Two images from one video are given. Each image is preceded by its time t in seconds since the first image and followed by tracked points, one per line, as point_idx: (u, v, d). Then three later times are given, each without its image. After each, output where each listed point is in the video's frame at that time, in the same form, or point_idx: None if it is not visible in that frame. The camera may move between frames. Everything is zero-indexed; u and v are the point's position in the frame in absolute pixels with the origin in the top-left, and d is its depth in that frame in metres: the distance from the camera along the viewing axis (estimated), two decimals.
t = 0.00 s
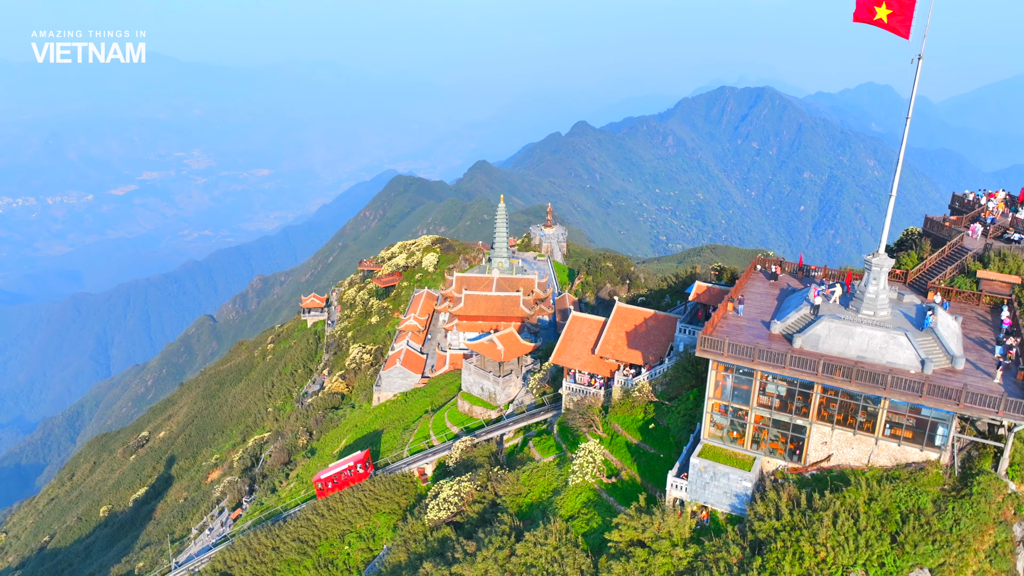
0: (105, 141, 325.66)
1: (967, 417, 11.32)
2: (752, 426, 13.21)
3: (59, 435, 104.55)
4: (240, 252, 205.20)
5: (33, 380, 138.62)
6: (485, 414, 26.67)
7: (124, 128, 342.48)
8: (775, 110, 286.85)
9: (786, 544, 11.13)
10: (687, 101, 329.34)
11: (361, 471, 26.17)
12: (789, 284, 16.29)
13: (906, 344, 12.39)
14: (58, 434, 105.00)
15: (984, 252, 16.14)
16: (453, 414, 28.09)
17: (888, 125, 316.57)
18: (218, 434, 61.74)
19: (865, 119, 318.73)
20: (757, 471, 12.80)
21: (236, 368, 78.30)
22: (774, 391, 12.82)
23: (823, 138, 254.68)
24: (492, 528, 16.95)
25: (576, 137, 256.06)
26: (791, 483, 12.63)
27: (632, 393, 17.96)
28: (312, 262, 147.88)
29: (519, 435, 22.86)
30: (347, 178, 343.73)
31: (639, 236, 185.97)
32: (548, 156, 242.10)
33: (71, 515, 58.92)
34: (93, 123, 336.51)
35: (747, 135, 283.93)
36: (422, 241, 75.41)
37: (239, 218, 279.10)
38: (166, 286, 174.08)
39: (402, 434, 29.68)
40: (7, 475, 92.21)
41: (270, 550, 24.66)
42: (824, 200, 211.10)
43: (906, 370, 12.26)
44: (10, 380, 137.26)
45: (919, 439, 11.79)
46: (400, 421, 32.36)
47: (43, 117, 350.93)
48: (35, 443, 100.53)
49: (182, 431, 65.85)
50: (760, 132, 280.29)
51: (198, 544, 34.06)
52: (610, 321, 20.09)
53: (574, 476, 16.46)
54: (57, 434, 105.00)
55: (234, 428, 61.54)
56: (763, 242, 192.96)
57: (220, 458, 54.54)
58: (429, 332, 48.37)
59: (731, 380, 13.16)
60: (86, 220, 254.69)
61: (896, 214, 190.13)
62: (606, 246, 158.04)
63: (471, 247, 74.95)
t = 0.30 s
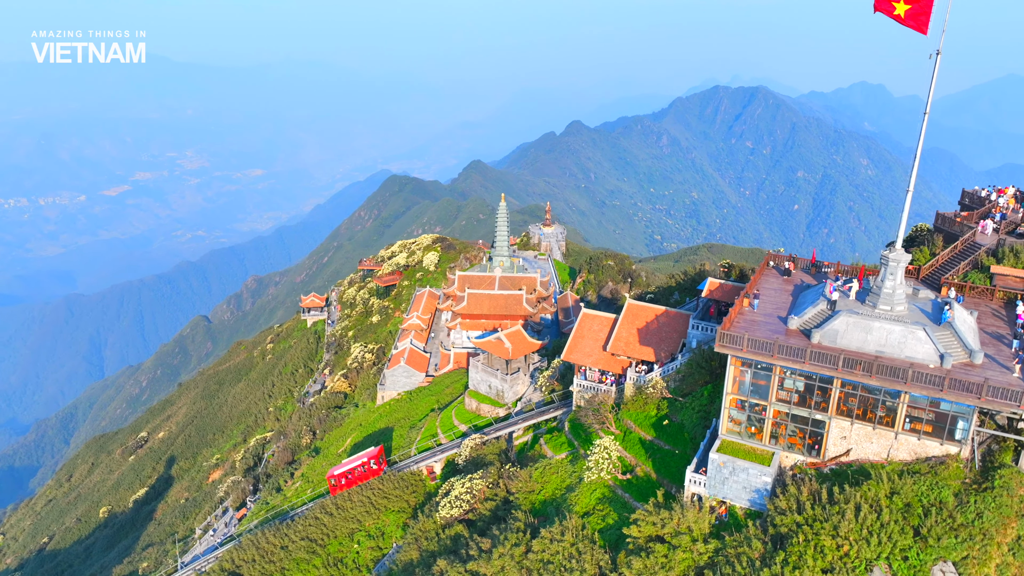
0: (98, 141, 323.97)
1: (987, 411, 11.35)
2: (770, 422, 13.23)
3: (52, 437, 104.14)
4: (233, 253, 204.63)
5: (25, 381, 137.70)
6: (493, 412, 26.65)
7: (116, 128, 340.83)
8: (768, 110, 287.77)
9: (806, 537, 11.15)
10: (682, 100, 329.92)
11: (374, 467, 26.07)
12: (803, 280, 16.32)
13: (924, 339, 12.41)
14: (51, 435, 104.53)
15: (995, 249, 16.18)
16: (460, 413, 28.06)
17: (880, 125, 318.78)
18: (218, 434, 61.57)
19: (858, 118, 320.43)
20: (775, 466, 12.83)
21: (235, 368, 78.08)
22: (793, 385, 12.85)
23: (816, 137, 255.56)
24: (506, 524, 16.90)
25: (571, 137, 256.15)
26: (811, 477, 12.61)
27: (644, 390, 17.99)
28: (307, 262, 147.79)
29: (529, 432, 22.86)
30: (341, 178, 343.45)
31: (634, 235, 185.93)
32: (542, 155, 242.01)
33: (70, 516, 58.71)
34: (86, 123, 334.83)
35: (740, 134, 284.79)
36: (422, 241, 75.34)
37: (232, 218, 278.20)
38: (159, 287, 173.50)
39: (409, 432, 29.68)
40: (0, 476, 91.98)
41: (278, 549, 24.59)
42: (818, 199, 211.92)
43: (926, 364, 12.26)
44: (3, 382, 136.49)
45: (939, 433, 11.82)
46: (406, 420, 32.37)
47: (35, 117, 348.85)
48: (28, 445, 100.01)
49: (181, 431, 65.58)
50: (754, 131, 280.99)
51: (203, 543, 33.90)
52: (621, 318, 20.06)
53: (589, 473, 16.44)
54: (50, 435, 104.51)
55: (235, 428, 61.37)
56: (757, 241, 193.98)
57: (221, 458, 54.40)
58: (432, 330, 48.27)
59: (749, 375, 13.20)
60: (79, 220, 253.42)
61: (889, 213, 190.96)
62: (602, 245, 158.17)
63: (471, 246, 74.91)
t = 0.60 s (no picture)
0: (89, 141, 322.32)
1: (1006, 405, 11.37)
2: (788, 416, 13.25)
3: (45, 439, 103.80)
4: (226, 253, 203.98)
5: (16, 382, 136.97)
6: (500, 410, 26.65)
7: (108, 129, 338.97)
8: (761, 108, 288.63)
9: (827, 530, 11.18)
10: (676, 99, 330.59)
11: (388, 463, 25.92)
12: (815, 276, 16.35)
13: (941, 334, 12.45)
14: (43, 437, 104.17)
15: (1007, 244, 16.21)
16: (467, 410, 28.05)
17: (872, 124, 320.67)
18: (218, 434, 61.34)
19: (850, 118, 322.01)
20: (793, 460, 12.86)
21: (233, 368, 77.82)
22: (811, 379, 12.87)
23: (809, 136, 256.49)
24: (519, 522, 16.88)
25: (565, 136, 256.38)
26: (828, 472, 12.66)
27: (656, 386, 18.00)
28: (300, 262, 147.63)
29: (538, 430, 22.83)
30: (334, 178, 343.12)
31: (629, 234, 186.15)
32: (536, 155, 242.02)
33: (68, 517, 58.42)
34: (77, 124, 332.90)
35: (733, 133, 285.66)
36: (422, 239, 75.21)
37: (225, 219, 277.27)
38: (151, 287, 172.87)
39: (415, 430, 29.62)
40: None
41: (286, 548, 24.51)
42: (811, 198, 212.85)
43: (944, 358, 12.31)
44: None
45: (958, 427, 11.86)
46: (412, 419, 32.31)
47: (26, 117, 346.56)
48: (20, 447, 99.71)
49: (180, 432, 65.33)
50: (747, 130, 281.81)
51: (208, 544, 33.84)
52: (632, 314, 20.05)
53: (603, 469, 16.44)
54: (43, 437, 104.16)
55: (234, 428, 61.15)
56: (750, 240, 194.81)
57: (221, 458, 54.19)
58: (434, 329, 48.22)
59: (766, 370, 13.23)
60: (70, 221, 252.08)
61: (881, 211, 191.74)
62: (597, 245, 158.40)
63: (471, 245, 74.93)
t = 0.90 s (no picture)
0: (80, 142, 320.35)
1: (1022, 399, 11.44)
2: (806, 410, 13.28)
3: (37, 441, 103.32)
4: (218, 254, 203.28)
5: (7, 383, 136.00)
6: (506, 408, 26.67)
7: (98, 129, 336.96)
8: (753, 108, 289.66)
9: (849, 524, 11.20)
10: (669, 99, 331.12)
11: (400, 458, 25.76)
12: (827, 272, 16.38)
13: (958, 328, 12.46)
14: (35, 439, 103.65)
15: (1019, 239, 16.26)
16: (473, 408, 28.03)
17: (863, 124, 323.92)
18: (217, 434, 61.05)
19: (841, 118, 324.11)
20: (811, 455, 12.88)
21: (232, 368, 77.51)
22: (826, 375, 12.95)
23: (802, 136, 257.34)
24: (532, 518, 16.80)
25: (557, 136, 256.83)
26: (847, 467, 12.68)
27: (669, 382, 17.98)
28: (295, 262, 147.39)
29: (546, 427, 22.82)
30: (327, 178, 342.50)
31: (624, 233, 186.44)
32: (529, 155, 242.01)
33: (67, 519, 58.12)
34: (67, 124, 330.75)
35: (726, 132, 286.42)
36: (422, 238, 74.99)
37: (217, 219, 276.23)
38: (144, 288, 172.20)
39: (421, 428, 29.57)
40: None
41: (294, 547, 24.46)
42: (803, 198, 213.80)
43: (961, 352, 12.33)
44: None
45: (975, 421, 11.93)
46: (418, 417, 32.32)
47: (16, 117, 343.88)
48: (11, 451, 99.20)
49: (179, 432, 65.00)
50: (740, 130, 282.78)
51: (212, 544, 33.66)
52: (642, 311, 20.10)
53: (616, 464, 16.44)
54: (35, 439, 103.63)
55: (233, 428, 60.85)
56: (743, 239, 195.86)
57: (221, 459, 53.96)
58: (436, 328, 48.19)
59: (783, 365, 13.26)
60: (61, 222, 250.73)
61: (873, 210, 192.34)
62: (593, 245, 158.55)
63: (471, 244, 74.87)
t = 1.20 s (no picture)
0: (71, 142, 318.60)
1: None
2: (823, 406, 13.29)
3: (29, 443, 102.93)
4: (211, 254, 202.53)
5: None
6: (514, 406, 26.69)
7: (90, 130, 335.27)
8: (746, 107, 290.45)
9: (870, 519, 11.25)
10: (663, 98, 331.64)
11: (414, 454, 25.86)
12: (840, 268, 16.39)
13: (975, 322, 12.53)
14: (27, 441, 103.28)
15: None
16: (480, 407, 28.02)
17: (856, 124, 325.98)
18: (217, 434, 60.77)
19: (833, 117, 325.97)
20: (829, 450, 12.90)
21: (230, 368, 77.35)
22: (844, 369, 12.95)
23: (794, 135, 258.27)
24: (546, 516, 16.79)
25: (551, 136, 257.06)
26: (863, 461, 12.74)
27: (680, 379, 18.02)
28: (289, 262, 147.04)
29: (555, 424, 22.80)
30: (320, 179, 342.22)
31: (619, 232, 186.63)
32: (523, 155, 242.17)
33: (65, 520, 57.80)
34: (57, 124, 328.84)
35: (720, 132, 287.14)
36: (422, 237, 74.76)
37: (210, 219, 275.48)
38: (136, 289, 171.41)
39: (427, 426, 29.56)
40: None
41: (302, 546, 24.38)
42: (796, 197, 214.64)
43: (978, 346, 12.40)
44: None
45: (993, 415, 11.98)
46: (424, 417, 32.26)
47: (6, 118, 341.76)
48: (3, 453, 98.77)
49: (177, 432, 64.77)
50: (734, 129, 283.47)
51: (216, 544, 33.57)
52: (652, 308, 20.10)
53: (630, 460, 16.47)
54: (27, 441, 103.29)
55: (233, 429, 60.61)
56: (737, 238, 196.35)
57: (221, 459, 53.78)
58: (438, 327, 48.18)
59: (800, 360, 13.27)
60: (52, 223, 249.33)
61: (866, 209, 193.07)
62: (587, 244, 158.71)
63: (471, 243, 74.71)
